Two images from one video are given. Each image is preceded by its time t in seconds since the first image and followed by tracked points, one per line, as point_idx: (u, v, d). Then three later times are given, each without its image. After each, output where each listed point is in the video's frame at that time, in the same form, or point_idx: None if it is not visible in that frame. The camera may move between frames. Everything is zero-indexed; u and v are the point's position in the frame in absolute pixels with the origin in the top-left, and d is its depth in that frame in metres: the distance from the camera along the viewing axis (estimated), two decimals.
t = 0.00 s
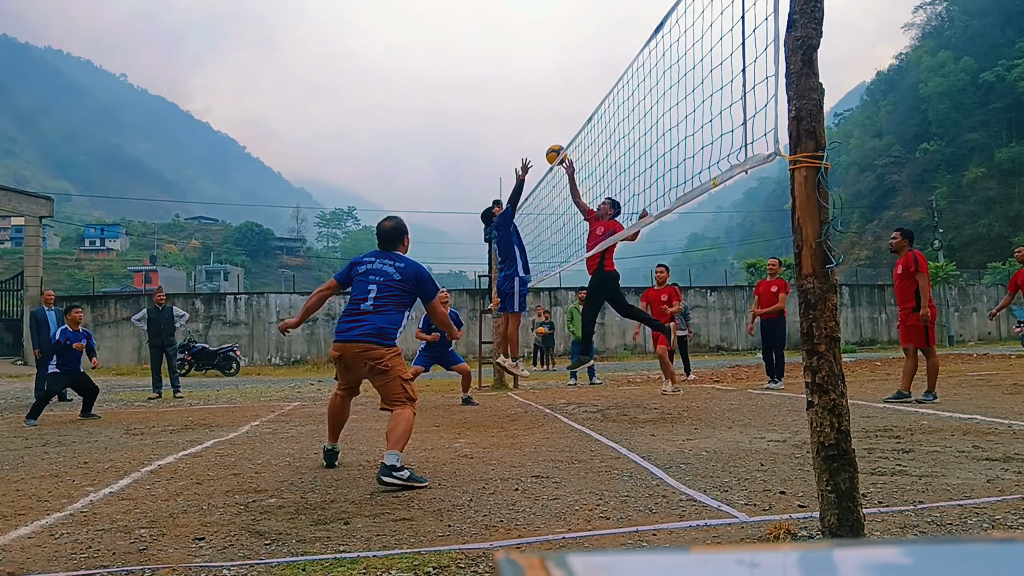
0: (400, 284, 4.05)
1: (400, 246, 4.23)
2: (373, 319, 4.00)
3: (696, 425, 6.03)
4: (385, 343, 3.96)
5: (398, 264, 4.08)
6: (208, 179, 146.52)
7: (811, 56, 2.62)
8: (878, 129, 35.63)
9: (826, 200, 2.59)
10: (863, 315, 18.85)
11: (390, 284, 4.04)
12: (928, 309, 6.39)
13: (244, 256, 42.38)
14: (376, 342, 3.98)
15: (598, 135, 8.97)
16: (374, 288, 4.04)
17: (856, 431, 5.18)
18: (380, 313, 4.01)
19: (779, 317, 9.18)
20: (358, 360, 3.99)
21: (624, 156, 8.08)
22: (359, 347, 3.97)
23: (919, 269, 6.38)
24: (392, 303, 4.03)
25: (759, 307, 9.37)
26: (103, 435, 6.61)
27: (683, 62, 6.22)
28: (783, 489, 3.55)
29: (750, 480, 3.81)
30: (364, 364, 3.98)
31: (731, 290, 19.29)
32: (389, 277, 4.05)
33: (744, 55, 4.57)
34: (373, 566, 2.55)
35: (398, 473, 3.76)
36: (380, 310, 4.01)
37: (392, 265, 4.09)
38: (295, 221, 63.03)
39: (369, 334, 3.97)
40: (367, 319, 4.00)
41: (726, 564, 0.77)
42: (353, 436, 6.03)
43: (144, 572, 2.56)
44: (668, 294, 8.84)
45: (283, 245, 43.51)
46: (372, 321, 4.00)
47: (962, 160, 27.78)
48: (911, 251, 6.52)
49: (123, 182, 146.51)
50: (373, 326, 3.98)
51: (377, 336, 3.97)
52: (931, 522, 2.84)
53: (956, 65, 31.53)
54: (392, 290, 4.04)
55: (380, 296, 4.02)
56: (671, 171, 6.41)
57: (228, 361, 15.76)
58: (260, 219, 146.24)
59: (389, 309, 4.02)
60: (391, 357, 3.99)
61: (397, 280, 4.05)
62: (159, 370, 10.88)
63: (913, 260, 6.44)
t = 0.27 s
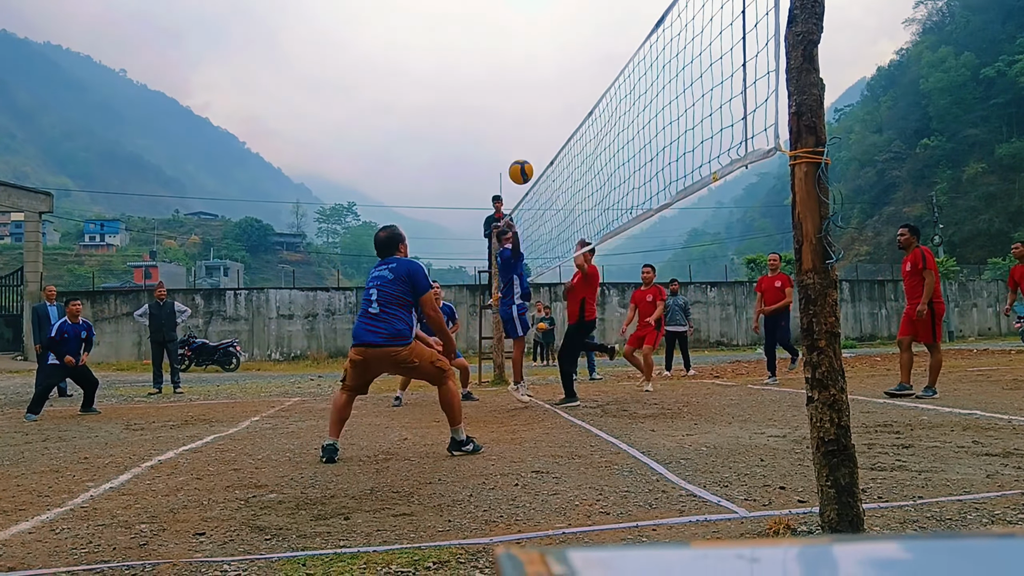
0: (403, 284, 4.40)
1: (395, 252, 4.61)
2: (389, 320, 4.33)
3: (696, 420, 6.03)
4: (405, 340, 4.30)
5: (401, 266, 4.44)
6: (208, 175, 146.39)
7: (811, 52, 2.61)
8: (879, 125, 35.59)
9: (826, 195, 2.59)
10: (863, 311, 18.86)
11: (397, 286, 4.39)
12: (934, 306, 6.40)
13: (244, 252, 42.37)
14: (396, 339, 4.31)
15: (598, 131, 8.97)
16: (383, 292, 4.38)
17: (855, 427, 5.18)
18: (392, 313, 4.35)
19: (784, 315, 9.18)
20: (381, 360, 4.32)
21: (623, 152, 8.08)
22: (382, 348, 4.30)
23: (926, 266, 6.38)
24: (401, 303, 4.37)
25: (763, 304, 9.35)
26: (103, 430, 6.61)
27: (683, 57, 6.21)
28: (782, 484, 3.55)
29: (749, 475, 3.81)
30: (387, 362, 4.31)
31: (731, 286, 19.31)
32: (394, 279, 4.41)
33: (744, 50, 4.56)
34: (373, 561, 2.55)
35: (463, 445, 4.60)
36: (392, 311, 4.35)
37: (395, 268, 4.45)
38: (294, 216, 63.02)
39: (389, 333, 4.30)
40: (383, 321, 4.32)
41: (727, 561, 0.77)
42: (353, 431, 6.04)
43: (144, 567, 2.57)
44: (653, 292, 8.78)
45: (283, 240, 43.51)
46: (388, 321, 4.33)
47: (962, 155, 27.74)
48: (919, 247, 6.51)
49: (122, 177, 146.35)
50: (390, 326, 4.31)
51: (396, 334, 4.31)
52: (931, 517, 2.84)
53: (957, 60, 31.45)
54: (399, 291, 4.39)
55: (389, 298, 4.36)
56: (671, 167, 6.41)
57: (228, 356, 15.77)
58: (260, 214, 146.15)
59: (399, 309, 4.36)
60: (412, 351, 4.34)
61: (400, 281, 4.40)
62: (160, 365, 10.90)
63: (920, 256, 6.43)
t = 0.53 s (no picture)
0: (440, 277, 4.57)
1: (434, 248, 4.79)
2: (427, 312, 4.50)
3: (696, 423, 6.03)
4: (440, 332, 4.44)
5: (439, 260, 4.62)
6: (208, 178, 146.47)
7: (811, 55, 2.62)
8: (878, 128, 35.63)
9: (826, 198, 2.59)
10: (863, 314, 18.84)
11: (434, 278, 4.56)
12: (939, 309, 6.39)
13: (244, 255, 42.37)
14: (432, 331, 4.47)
15: (598, 134, 8.98)
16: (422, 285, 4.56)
17: (856, 430, 5.17)
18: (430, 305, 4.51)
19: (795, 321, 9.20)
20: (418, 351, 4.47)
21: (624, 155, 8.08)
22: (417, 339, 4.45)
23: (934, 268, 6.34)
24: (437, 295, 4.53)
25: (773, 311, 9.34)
26: (102, 433, 6.60)
27: (683, 60, 6.22)
28: (783, 487, 3.55)
29: (750, 478, 3.81)
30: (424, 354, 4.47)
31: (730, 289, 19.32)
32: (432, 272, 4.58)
33: (745, 54, 4.56)
34: (373, 565, 2.54)
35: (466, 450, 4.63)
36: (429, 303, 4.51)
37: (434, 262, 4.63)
38: (294, 220, 63.06)
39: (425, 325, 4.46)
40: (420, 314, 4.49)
41: (726, 563, 0.77)
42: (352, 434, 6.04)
43: (143, 572, 2.56)
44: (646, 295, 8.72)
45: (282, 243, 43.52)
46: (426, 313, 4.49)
47: (962, 158, 27.73)
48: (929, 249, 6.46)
49: (122, 180, 146.41)
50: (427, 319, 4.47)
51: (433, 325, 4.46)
52: (932, 520, 2.84)
53: (956, 64, 31.48)
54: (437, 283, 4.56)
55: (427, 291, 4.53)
56: (671, 170, 6.41)
57: (228, 359, 15.75)
58: (260, 217, 146.20)
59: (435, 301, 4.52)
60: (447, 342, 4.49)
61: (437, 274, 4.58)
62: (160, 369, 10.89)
63: (930, 259, 6.38)
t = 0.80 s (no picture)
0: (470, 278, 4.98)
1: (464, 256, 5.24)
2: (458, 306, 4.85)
3: (696, 420, 6.03)
4: (471, 325, 4.79)
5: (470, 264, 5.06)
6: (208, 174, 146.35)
7: (811, 50, 2.61)
8: (879, 124, 35.56)
9: (826, 195, 2.59)
10: (863, 310, 18.83)
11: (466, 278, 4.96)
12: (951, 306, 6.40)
13: (244, 251, 42.37)
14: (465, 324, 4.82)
15: (598, 130, 8.97)
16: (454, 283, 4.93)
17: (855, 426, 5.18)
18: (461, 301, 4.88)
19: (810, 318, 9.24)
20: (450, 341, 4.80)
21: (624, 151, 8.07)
22: (449, 331, 4.79)
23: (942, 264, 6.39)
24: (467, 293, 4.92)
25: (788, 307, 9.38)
26: (103, 430, 6.61)
27: (684, 56, 6.21)
28: (782, 484, 3.55)
29: (749, 474, 3.81)
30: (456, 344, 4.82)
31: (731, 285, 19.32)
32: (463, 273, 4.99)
33: (745, 50, 4.55)
34: (373, 561, 2.55)
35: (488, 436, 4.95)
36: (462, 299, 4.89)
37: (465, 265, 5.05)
38: (294, 216, 63.07)
39: (459, 318, 4.80)
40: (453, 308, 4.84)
41: (726, 558, 0.77)
42: (353, 431, 6.05)
43: (144, 567, 2.56)
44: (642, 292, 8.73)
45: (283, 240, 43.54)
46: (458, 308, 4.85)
47: (962, 155, 27.70)
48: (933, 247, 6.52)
49: (122, 176, 146.32)
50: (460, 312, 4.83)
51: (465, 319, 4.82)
52: (932, 517, 2.84)
53: (957, 59, 31.42)
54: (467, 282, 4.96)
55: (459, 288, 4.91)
56: (671, 166, 6.41)
57: (228, 355, 15.77)
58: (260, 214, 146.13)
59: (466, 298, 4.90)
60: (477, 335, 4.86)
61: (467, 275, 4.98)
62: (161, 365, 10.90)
63: (937, 256, 6.42)
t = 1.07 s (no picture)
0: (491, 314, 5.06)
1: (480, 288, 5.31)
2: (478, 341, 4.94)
3: (697, 428, 6.02)
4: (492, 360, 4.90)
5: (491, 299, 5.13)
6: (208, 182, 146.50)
7: (810, 59, 2.62)
8: (878, 132, 35.64)
9: (825, 203, 2.59)
10: (863, 318, 18.83)
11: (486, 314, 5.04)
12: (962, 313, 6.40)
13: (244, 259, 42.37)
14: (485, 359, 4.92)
15: (598, 137, 8.98)
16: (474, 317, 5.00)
17: (856, 434, 5.17)
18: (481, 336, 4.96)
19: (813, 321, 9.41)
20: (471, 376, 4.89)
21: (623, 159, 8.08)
22: (470, 366, 4.87)
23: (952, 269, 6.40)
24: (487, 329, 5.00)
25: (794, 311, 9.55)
26: (102, 438, 6.60)
27: (683, 64, 6.23)
28: (783, 492, 3.55)
29: (750, 482, 3.80)
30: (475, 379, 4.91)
31: (730, 293, 19.31)
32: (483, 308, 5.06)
33: (744, 57, 4.56)
34: (373, 569, 2.54)
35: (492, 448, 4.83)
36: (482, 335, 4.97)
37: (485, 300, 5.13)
38: (294, 224, 63.10)
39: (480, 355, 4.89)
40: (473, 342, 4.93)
41: (726, 567, 0.76)
42: (353, 439, 6.04)
43: None
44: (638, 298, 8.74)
45: (283, 248, 43.54)
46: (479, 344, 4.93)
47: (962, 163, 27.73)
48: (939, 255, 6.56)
49: (122, 184, 146.43)
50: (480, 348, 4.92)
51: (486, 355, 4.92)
52: (932, 525, 2.84)
53: (956, 68, 31.50)
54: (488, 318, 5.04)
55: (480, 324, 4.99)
56: (671, 173, 6.41)
57: (228, 363, 15.75)
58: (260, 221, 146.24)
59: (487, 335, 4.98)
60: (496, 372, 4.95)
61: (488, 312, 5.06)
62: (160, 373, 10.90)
63: (946, 263, 6.45)
